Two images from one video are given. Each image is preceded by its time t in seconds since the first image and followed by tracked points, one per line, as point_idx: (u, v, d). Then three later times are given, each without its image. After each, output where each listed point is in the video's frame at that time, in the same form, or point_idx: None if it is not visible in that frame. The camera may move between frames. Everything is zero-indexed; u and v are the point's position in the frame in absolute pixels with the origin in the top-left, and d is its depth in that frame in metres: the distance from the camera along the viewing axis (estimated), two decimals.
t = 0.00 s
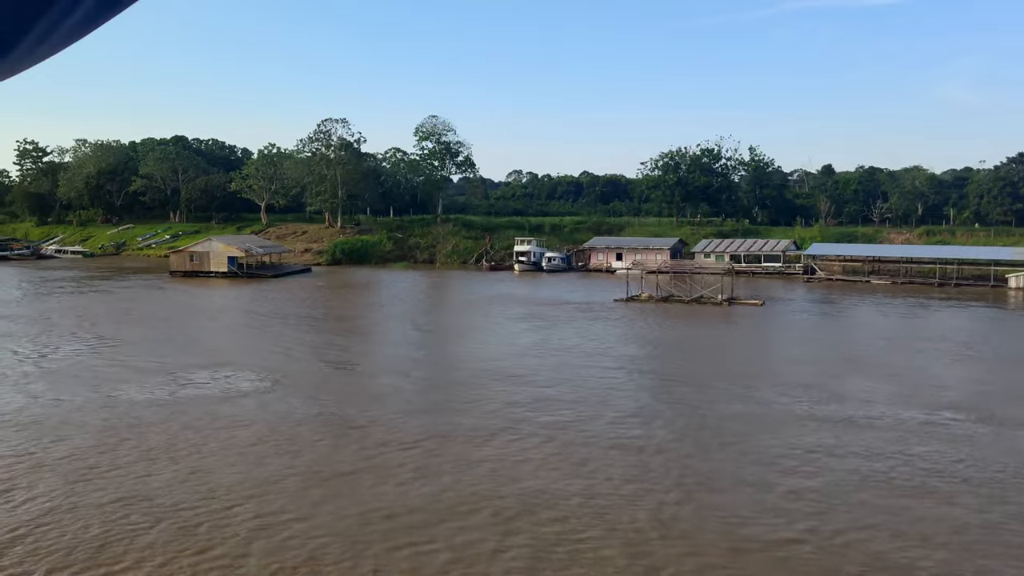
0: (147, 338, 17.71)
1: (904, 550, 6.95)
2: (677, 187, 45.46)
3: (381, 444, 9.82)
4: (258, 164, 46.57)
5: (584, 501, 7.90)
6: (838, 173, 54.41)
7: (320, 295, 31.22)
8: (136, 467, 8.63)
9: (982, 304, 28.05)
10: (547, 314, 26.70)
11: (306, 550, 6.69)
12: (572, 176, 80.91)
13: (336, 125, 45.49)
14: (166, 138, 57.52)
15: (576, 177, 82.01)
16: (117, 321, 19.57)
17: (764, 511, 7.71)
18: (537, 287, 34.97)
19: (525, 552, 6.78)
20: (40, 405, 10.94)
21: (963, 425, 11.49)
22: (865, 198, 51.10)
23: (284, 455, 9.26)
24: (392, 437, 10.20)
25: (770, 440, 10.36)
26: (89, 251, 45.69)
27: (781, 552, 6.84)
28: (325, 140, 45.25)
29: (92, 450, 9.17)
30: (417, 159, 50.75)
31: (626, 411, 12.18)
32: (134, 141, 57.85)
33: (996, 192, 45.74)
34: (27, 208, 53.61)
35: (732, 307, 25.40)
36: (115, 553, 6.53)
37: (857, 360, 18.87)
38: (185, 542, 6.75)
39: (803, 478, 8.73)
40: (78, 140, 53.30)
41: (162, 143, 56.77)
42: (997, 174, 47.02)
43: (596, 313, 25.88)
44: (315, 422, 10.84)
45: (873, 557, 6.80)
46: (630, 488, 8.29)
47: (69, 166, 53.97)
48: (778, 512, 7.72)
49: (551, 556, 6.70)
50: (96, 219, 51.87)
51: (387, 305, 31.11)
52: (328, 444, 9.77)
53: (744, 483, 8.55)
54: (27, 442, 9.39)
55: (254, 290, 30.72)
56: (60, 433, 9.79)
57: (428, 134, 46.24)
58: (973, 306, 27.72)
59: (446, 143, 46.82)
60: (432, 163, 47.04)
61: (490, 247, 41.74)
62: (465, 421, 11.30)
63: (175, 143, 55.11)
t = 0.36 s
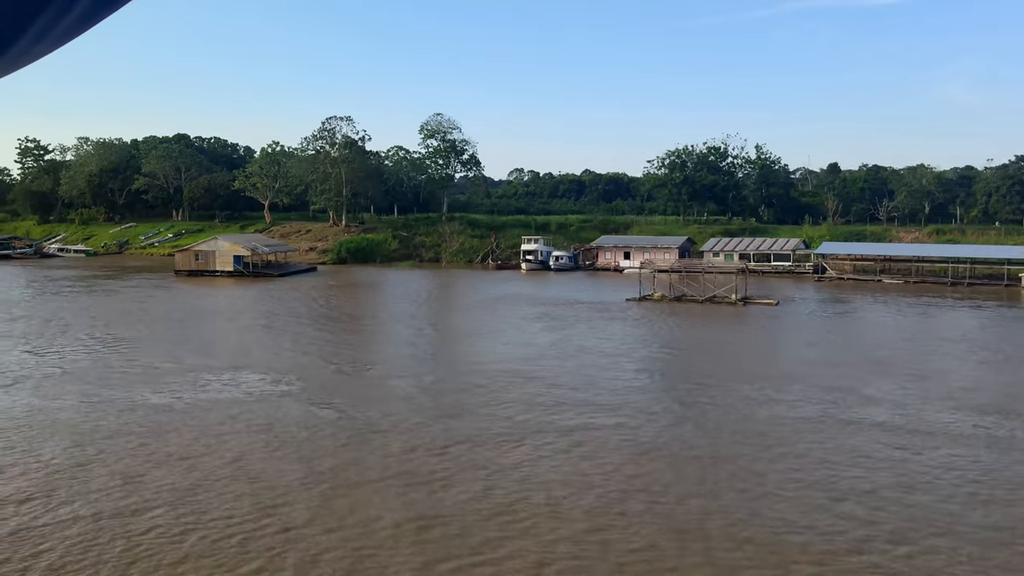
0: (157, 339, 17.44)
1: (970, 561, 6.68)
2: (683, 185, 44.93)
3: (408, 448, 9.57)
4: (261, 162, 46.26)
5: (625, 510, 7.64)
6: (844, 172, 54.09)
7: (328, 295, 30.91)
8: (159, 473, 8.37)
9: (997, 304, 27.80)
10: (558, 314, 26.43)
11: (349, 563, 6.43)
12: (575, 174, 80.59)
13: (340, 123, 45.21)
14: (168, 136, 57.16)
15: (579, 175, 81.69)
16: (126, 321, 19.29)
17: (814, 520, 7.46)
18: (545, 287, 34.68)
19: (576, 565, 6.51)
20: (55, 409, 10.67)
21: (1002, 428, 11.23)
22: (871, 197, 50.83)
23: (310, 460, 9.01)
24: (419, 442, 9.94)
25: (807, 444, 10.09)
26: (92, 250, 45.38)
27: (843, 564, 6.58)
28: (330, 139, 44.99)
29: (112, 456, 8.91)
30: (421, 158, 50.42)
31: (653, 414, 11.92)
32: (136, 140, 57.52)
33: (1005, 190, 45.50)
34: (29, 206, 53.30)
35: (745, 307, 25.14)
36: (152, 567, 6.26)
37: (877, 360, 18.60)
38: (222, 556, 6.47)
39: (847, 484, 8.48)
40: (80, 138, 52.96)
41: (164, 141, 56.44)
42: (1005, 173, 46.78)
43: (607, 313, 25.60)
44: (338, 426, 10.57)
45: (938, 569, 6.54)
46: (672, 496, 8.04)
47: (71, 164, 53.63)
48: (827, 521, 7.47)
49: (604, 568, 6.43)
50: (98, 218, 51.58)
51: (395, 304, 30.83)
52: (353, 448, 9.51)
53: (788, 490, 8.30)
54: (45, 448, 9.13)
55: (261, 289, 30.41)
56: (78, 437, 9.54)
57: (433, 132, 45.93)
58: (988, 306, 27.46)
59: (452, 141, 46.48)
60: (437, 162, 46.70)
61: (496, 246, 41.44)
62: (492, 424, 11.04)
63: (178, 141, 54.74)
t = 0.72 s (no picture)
0: (170, 337, 17.15)
1: None
2: (691, 180, 44.62)
3: (442, 451, 9.30)
4: (265, 158, 45.94)
5: (676, 518, 7.37)
6: (850, 167, 53.76)
7: (335, 291, 30.63)
8: (188, 478, 8.10)
9: (1012, 300, 27.52)
10: (571, 310, 26.14)
11: None
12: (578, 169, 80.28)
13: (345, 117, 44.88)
14: (170, 131, 56.83)
15: (582, 169, 81.41)
16: (136, 319, 18.99)
17: (872, 528, 7.22)
18: (553, 283, 34.39)
19: None
20: (75, 410, 10.39)
21: None
22: (878, 192, 50.56)
23: (343, 463, 8.74)
24: (451, 443, 9.67)
25: (851, 447, 9.83)
26: (95, 246, 45.06)
27: None
28: (334, 134, 44.67)
29: (137, 460, 8.63)
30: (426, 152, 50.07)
31: (685, 414, 11.65)
32: (138, 135, 57.22)
33: (1014, 185, 45.24)
34: (31, 202, 53.00)
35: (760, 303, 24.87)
36: None
37: (901, 357, 18.33)
38: (265, 568, 6.19)
39: (901, 489, 8.22)
40: (82, 133, 52.66)
41: (167, 136, 56.09)
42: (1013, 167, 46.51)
43: (620, 310, 25.31)
44: (367, 427, 10.30)
45: None
46: (722, 502, 7.77)
47: (73, 160, 53.35)
48: (886, 529, 7.22)
49: None
50: (101, 213, 51.38)
51: (404, 301, 30.54)
52: (384, 451, 9.23)
53: (841, 496, 8.03)
54: (68, 451, 8.85)
55: (268, 286, 30.12)
56: (101, 440, 9.26)
57: (438, 127, 45.59)
58: (1004, 302, 27.19)
59: (457, 136, 46.13)
60: (442, 157, 46.35)
61: (503, 242, 41.16)
62: (523, 426, 10.76)
63: (180, 136, 54.42)
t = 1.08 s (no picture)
0: (181, 334, 16.86)
1: None
2: (698, 173, 44.34)
3: (474, 452, 9.04)
4: (269, 152, 45.61)
5: (726, 525, 7.11)
6: (857, 161, 53.47)
7: (342, 287, 30.36)
8: (215, 483, 7.82)
9: None
10: (581, 306, 25.88)
11: None
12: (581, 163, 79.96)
13: (350, 111, 44.53)
14: (172, 125, 56.48)
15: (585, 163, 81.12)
16: (145, 315, 18.70)
17: (927, 536, 6.96)
18: (561, 278, 34.12)
19: None
20: (92, 410, 10.09)
21: None
22: (884, 185, 50.31)
23: (374, 465, 8.47)
24: (482, 445, 9.38)
25: (893, 451, 9.56)
26: (97, 240, 44.74)
27: None
28: (339, 127, 44.33)
29: (161, 464, 8.36)
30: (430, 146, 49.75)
31: (715, 416, 11.38)
32: (140, 129, 56.88)
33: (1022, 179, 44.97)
34: (33, 196, 52.67)
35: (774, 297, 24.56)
36: None
37: (922, 352, 18.06)
38: None
39: (952, 495, 7.96)
40: (84, 127, 52.31)
41: (169, 129, 55.72)
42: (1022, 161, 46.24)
43: (632, 305, 25.04)
44: (394, 429, 10.02)
45: None
46: (771, 509, 7.50)
47: (75, 154, 53.01)
48: (942, 537, 6.96)
49: None
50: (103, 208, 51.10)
51: (411, 296, 30.27)
52: (415, 453, 8.96)
53: (892, 503, 7.77)
54: (88, 455, 8.57)
55: (275, 281, 29.83)
56: (121, 442, 8.99)
57: (443, 121, 45.26)
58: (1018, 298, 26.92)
59: (462, 130, 45.76)
60: (447, 150, 46.01)
61: (509, 236, 40.89)
62: (552, 427, 10.49)
63: (183, 130, 54.06)
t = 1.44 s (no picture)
0: (192, 332, 16.57)
1: None
2: (703, 169, 43.91)
3: (510, 456, 8.78)
4: (270, 147, 45.23)
5: (782, 534, 6.85)
6: (861, 156, 53.21)
7: (348, 285, 30.02)
8: (247, 490, 7.54)
9: None
10: (592, 304, 25.62)
11: None
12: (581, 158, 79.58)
13: (352, 106, 44.15)
14: (172, 121, 56.09)
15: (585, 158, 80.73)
16: (153, 313, 18.41)
17: (991, 544, 6.69)
18: (568, 274, 33.82)
19: None
20: (109, 414, 9.80)
21: None
22: (889, 180, 50.04)
23: (409, 470, 8.20)
24: (516, 448, 9.12)
25: (938, 453, 9.32)
26: (98, 236, 44.36)
27: None
28: (341, 123, 43.98)
29: (188, 470, 8.07)
30: (432, 141, 49.39)
31: (748, 418, 11.12)
32: (139, 125, 56.51)
33: None
34: (32, 192, 52.27)
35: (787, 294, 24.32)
36: None
37: (943, 349, 17.82)
38: None
39: (1005, 501, 7.71)
40: (83, 123, 51.92)
41: (169, 125, 55.32)
42: None
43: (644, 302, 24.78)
44: (422, 432, 9.75)
45: None
46: (826, 516, 7.24)
47: (74, 149, 52.62)
48: (1006, 545, 6.70)
49: None
50: (102, 204, 50.76)
51: (417, 294, 29.95)
52: (449, 457, 8.69)
53: (948, 510, 7.51)
54: (110, 460, 8.29)
55: (280, 278, 29.51)
56: (143, 447, 8.71)
57: (446, 116, 44.93)
58: None
59: (466, 125, 45.38)
60: (450, 145, 45.65)
61: (513, 232, 40.57)
62: (584, 430, 10.23)
63: (182, 125, 53.68)
